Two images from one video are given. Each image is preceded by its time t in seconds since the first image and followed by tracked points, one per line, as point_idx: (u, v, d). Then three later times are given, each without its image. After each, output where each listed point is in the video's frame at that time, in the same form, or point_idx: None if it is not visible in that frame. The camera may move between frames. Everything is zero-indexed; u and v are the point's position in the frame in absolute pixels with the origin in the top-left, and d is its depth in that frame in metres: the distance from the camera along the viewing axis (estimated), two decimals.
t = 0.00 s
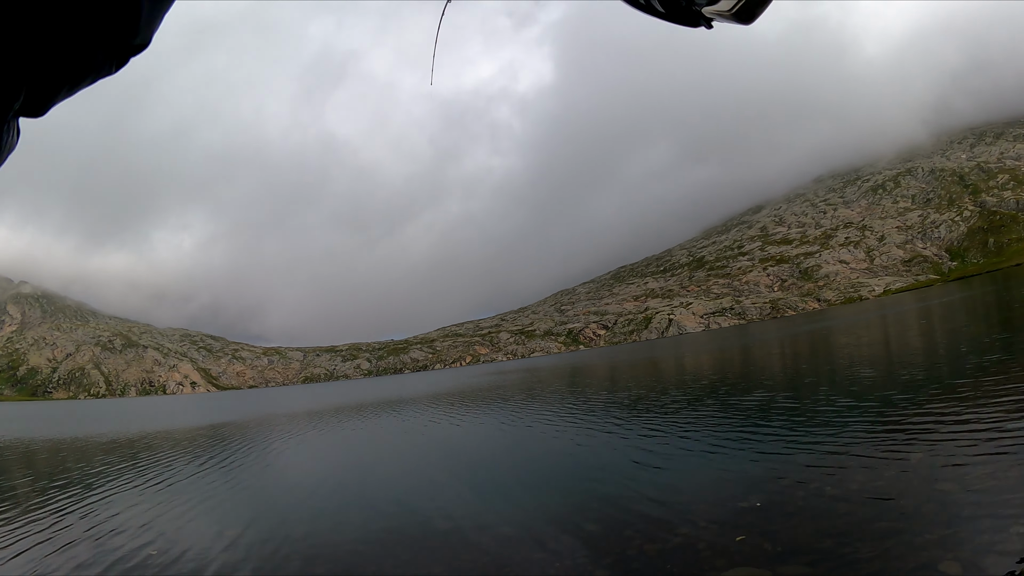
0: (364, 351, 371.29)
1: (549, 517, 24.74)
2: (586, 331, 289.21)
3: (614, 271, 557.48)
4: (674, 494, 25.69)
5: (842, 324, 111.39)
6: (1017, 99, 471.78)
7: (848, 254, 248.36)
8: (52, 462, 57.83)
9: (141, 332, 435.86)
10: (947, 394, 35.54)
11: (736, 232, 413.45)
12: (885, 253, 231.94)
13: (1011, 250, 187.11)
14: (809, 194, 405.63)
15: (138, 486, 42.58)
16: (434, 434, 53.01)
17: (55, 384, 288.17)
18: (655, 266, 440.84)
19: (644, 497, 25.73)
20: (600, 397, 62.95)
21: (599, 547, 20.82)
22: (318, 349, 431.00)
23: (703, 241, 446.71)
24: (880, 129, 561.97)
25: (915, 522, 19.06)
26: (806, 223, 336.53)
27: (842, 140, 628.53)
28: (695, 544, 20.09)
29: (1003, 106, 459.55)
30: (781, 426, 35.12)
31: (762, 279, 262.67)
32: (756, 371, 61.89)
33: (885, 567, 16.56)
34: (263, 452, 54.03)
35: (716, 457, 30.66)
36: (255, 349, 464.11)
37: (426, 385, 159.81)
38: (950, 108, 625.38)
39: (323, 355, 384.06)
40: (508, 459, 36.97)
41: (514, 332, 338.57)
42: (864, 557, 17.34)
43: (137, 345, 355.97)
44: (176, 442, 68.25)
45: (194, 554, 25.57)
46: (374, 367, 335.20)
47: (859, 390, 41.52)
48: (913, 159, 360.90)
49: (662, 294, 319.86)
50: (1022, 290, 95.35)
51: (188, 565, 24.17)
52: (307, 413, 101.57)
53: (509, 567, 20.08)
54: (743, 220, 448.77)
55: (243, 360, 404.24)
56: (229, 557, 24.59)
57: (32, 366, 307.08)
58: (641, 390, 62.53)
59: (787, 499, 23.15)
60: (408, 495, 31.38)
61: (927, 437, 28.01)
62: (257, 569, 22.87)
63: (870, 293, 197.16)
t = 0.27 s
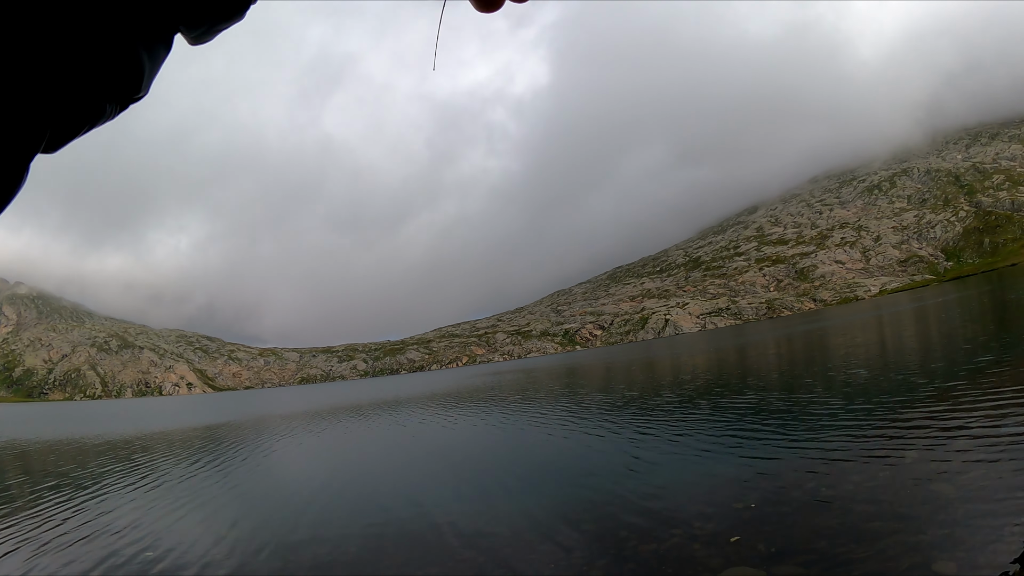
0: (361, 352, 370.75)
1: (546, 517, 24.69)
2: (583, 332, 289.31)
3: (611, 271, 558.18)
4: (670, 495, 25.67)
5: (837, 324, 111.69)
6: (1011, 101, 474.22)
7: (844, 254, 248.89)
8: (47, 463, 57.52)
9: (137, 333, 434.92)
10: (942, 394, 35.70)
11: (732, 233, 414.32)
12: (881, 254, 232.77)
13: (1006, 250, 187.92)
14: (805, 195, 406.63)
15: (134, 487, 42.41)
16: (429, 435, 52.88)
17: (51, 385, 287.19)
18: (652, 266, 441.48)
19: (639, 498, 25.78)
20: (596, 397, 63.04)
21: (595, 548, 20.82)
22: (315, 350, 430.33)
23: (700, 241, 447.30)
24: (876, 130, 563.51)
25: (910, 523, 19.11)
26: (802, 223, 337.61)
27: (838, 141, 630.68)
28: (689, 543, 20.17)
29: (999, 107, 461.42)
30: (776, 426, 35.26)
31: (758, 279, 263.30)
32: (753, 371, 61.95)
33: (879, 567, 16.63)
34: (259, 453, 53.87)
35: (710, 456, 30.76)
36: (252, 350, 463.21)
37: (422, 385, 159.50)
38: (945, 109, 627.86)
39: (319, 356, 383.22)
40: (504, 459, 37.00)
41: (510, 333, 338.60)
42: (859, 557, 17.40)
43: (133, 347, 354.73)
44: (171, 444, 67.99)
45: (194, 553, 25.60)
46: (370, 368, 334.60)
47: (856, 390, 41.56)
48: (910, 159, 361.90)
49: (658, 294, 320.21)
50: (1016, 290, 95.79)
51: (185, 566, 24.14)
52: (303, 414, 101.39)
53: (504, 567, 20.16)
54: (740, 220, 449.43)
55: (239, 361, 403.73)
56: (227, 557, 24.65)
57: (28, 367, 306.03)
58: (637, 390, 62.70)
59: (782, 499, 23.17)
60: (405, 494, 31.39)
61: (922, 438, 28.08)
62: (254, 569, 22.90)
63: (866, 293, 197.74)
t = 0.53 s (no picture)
0: (358, 352, 370.05)
1: (542, 517, 24.79)
2: (580, 332, 289.32)
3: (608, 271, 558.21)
4: (665, 494, 25.79)
5: (833, 324, 111.95)
6: (1006, 101, 475.85)
7: (841, 254, 249.21)
8: (44, 464, 57.46)
9: (134, 334, 433.31)
10: (937, 394, 35.92)
11: (729, 233, 414.84)
12: (878, 254, 233.22)
13: (1002, 250, 188.50)
14: (802, 195, 407.40)
15: (132, 486, 42.54)
16: (426, 435, 53.17)
17: (47, 386, 286.30)
18: (649, 266, 441.87)
19: (636, 497, 25.80)
20: (593, 397, 63.12)
21: (590, 548, 20.88)
22: (312, 350, 429.20)
23: (697, 241, 447.63)
24: (872, 130, 564.48)
25: (905, 523, 19.16)
26: (799, 223, 338.36)
27: (834, 141, 632.24)
28: (685, 543, 20.22)
29: (994, 107, 463.02)
30: (772, 426, 35.32)
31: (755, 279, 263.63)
32: (750, 371, 62.09)
33: (876, 567, 16.65)
34: (257, 452, 54.01)
35: (707, 457, 30.84)
36: (249, 351, 462.27)
37: (419, 386, 159.43)
38: (940, 109, 629.44)
39: (316, 356, 382.62)
40: (501, 459, 37.18)
41: (507, 333, 338.22)
42: (854, 557, 17.45)
43: (130, 347, 353.61)
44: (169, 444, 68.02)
45: (192, 552, 25.70)
46: (367, 369, 333.97)
47: (852, 390, 41.76)
48: (906, 159, 362.81)
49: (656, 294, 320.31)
50: (1009, 290, 96.14)
51: (181, 565, 24.20)
52: (300, 414, 101.40)
53: (500, 567, 20.15)
54: (737, 220, 449.96)
55: (236, 361, 402.87)
56: (225, 556, 24.72)
57: (24, 368, 304.96)
58: (634, 390, 62.84)
59: (777, 499, 23.24)
60: (402, 494, 31.55)
61: (917, 438, 28.25)
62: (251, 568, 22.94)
63: (863, 293, 198.10)
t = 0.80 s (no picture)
0: (355, 352, 369.38)
1: (540, 517, 24.83)
2: (577, 332, 289.34)
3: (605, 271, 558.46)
4: (662, 494, 25.80)
5: (830, 324, 112.20)
6: (1001, 101, 478.15)
7: (837, 254, 249.60)
8: (40, 465, 57.30)
9: (130, 334, 431.88)
10: (933, 394, 36.07)
11: (726, 233, 415.51)
12: (875, 253, 233.67)
13: (999, 250, 189.09)
14: (799, 195, 408.42)
15: (129, 486, 42.50)
16: (424, 434, 53.27)
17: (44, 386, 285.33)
18: (646, 266, 442.40)
19: (631, 497, 25.88)
20: (590, 397, 63.17)
21: (587, 548, 20.91)
22: (309, 351, 428.23)
23: (694, 241, 448.22)
24: (868, 130, 566.01)
25: (901, 523, 19.21)
26: (796, 223, 339.10)
27: (830, 142, 634.09)
28: (682, 543, 20.26)
29: (990, 108, 464.81)
30: (768, 426, 35.40)
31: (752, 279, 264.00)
32: (746, 371, 62.21)
33: (871, 567, 16.72)
34: (254, 453, 54.00)
35: (703, 457, 30.89)
36: (246, 351, 461.39)
37: (416, 386, 159.35)
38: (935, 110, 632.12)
39: (313, 356, 381.95)
40: (499, 458, 37.29)
41: (505, 333, 338.45)
42: (851, 557, 17.47)
43: (127, 347, 352.61)
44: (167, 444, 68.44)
45: (190, 553, 25.63)
46: (364, 369, 333.40)
47: (848, 390, 41.87)
48: (903, 159, 363.82)
49: (653, 294, 320.55)
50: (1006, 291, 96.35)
51: (176, 564, 24.25)
52: (297, 414, 101.38)
53: (498, 567, 20.16)
54: (734, 220, 450.68)
55: (233, 362, 401.99)
56: (223, 556, 24.68)
57: (20, 369, 303.84)
58: (631, 390, 62.93)
59: (774, 499, 23.28)
60: (400, 494, 31.61)
61: (914, 437, 28.33)
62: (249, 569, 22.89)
63: (859, 293, 198.43)
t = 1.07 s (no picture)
0: (353, 353, 368.87)
1: (539, 517, 24.82)
2: (575, 332, 289.42)
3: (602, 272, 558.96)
4: (660, 494, 25.84)
5: (827, 324, 112.44)
6: (998, 102, 479.85)
7: (834, 254, 249.89)
8: (37, 465, 57.33)
9: (128, 334, 430.93)
10: (930, 394, 36.18)
11: (723, 233, 416.39)
12: (872, 253, 234.17)
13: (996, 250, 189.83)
14: (797, 196, 409.28)
15: (127, 487, 42.56)
16: (421, 434, 53.47)
17: (41, 387, 284.57)
18: (643, 266, 442.95)
19: (629, 497, 25.92)
20: (588, 397, 63.27)
21: (586, 547, 20.92)
22: (307, 351, 427.48)
23: (691, 241, 448.88)
24: (865, 131, 567.54)
25: (900, 522, 19.21)
26: (793, 224, 339.81)
27: (828, 143, 635.77)
28: (680, 544, 20.24)
29: (986, 109, 466.82)
30: (765, 426, 35.47)
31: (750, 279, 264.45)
32: (744, 371, 62.38)
33: (870, 566, 16.74)
34: (251, 453, 54.11)
35: (701, 456, 30.96)
36: (243, 351, 460.58)
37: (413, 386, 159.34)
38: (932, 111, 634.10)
39: (311, 357, 381.33)
40: (496, 458, 37.45)
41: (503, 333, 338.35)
42: (850, 557, 17.49)
43: (124, 347, 351.68)
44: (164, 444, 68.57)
45: (188, 553, 25.66)
46: (362, 369, 332.81)
47: (845, 390, 42.00)
48: (900, 160, 364.92)
49: (650, 295, 320.84)
50: (1002, 290, 96.86)
51: (175, 565, 24.27)
52: (295, 414, 101.37)
53: (497, 567, 20.16)
54: (732, 220, 451.59)
55: (230, 362, 401.16)
56: (222, 556, 24.74)
57: (17, 369, 302.81)
58: (629, 390, 63.09)
59: (772, 499, 23.31)
60: (398, 494, 31.68)
61: (911, 437, 28.43)
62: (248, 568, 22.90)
63: (857, 293, 198.97)
